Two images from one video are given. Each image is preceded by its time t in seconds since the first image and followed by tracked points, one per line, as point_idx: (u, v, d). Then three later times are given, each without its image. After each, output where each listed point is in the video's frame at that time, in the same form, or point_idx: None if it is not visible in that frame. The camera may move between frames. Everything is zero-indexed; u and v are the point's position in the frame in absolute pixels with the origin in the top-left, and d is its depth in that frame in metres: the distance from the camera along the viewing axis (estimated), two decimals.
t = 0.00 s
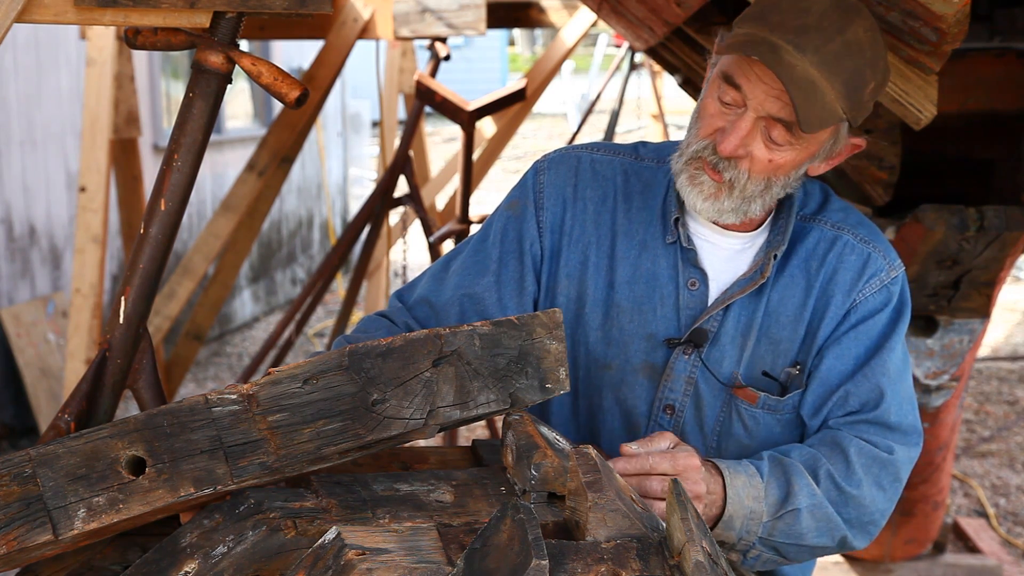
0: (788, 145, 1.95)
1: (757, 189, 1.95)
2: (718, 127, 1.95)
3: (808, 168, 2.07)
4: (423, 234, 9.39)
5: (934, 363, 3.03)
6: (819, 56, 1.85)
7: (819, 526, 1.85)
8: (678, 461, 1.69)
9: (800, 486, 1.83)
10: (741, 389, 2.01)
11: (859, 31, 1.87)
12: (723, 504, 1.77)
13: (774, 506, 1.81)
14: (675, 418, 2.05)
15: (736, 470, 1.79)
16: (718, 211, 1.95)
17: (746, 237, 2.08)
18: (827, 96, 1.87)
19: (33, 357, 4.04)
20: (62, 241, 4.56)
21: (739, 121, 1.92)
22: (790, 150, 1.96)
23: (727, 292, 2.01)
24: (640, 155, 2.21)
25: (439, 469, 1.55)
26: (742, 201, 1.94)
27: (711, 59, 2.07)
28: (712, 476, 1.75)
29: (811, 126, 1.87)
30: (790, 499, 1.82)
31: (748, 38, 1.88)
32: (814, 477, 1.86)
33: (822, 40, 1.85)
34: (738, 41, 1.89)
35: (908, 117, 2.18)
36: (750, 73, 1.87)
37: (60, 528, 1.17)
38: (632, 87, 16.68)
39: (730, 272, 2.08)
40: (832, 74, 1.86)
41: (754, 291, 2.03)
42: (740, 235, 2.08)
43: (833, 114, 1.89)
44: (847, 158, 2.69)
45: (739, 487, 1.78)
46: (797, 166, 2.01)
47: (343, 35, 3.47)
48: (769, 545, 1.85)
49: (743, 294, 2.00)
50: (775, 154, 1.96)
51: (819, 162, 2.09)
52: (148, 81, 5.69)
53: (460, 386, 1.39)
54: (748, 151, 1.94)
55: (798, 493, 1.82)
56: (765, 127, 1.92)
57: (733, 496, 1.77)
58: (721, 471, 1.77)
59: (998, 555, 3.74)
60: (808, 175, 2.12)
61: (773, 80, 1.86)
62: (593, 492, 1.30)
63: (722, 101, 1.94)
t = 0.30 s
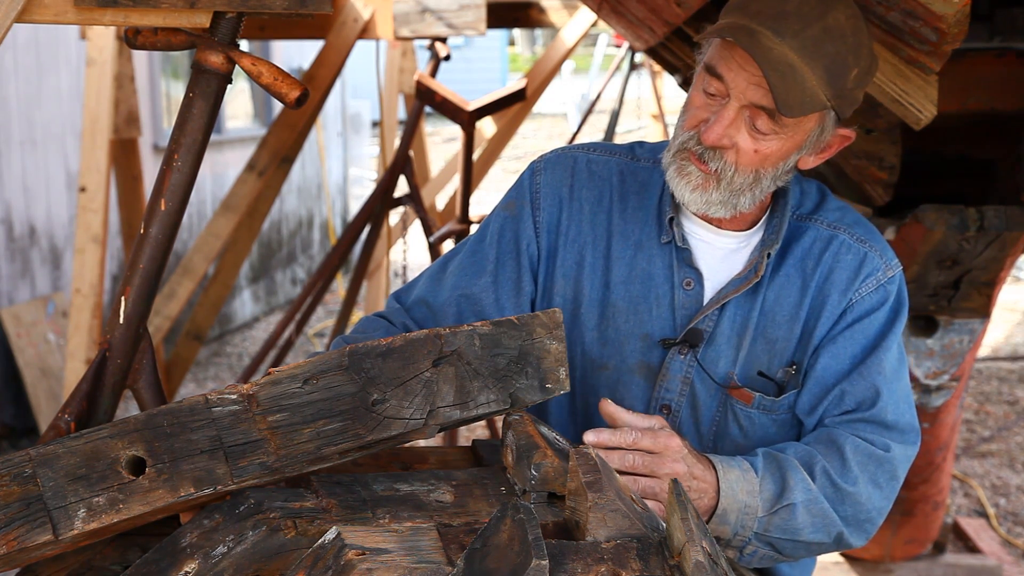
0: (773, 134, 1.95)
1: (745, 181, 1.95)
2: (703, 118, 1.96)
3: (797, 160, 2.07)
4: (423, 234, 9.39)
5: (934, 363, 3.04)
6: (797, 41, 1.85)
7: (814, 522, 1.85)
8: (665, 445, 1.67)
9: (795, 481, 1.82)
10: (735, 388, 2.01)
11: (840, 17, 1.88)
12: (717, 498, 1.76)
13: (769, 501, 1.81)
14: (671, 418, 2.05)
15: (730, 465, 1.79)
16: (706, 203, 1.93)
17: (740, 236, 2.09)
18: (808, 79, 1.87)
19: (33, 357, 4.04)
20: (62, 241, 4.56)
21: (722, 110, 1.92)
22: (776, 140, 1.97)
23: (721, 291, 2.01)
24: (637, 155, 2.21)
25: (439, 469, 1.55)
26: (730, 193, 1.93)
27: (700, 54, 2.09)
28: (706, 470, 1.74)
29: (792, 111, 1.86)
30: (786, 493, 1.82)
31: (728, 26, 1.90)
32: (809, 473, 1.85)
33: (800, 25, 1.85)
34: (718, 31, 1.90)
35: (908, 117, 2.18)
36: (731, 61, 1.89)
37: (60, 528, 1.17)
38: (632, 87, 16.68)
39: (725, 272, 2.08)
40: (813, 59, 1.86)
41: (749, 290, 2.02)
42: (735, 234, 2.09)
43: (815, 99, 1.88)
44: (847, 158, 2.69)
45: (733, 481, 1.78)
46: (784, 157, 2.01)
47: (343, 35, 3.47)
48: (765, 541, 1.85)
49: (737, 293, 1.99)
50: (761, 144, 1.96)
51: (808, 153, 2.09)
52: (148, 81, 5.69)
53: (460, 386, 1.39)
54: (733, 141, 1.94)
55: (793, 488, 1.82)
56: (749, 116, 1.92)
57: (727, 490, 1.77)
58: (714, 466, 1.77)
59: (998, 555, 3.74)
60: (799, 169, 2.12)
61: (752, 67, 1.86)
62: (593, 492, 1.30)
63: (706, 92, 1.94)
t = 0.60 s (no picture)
0: (792, 147, 1.96)
1: (762, 191, 1.96)
2: (720, 129, 1.95)
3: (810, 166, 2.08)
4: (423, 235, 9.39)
5: (935, 363, 3.04)
6: (821, 58, 1.84)
7: (790, 504, 1.84)
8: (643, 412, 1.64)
9: (770, 461, 1.82)
10: (728, 385, 2.01)
11: (858, 29, 1.86)
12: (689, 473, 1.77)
13: (743, 480, 1.81)
14: (670, 417, 2.05)
15: (704, 441, 1.80)
16: (722, 215, 1.96)
17: (740, 236, 2.09)
18: (830, 98, 1.87)
19: (33, 357, 4.04)
20: (62, 241, 4.56)
21: (741, 125, 1.91)
22: (794, 151, 1.97)
23: (720, 291, 2.01)
24: (637, 155, 2.21)
25: (439, 469, 1.55)
26: (747, 204, 1.95)
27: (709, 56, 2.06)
28: (678, 443, 1.74)
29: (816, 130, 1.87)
30: (761, 472, 1.81)
31: (749, 41, 1.86)
32: (787, 458, 1.85)
33: (824, 41, 1.83)
34: (738, 46, 1.87)
35: (908, 117, 2.18)
36: (752, 78, 1.87)
37: (60, 528, 1.17)
38: (631, 87, 16.68)
39: (725, 272, 2.08)
40: (835, 74, 1.85)
41: (748, 289, 2.02)
42: (736, 233, 2.08)
43: (835, 116, 1.89)
44: (847, 159, 2.69)
45: (705, 456, 1.78)
46: (800, 165, 2.01)
47: (343, 35, 3.47)
48: (738, 520, 1.85)
49: (737, 292, 1.99)
50: (780, 156, 1.96)
51: (821, 160, 2.09)
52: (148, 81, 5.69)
53: (460, 386, 1.39)
54: (752, 154, 1.94)
55: (768, 469, 1.82)
56: (768, 130, 1.92)
57: (699, 464, 1.77)
58: (687, 442, 1.77)
59: (998, 554, 3.74)
60: (809, 172, 2.12)
61: (775, 86, 1.85)
62: (593, 492, 1.30)
63: (723, 105, 1.93)
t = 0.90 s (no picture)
0: (786, 145, 1.96)
1: (757, 190, 1.96)
2: (715, 130, 1.96)
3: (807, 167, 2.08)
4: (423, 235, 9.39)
5: (934, 363, 3.04)
6: (812, 55, 1.84)
7: (782, 514, 1.84)
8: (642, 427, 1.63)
9: (761, 473, 1.82)
10: (726, 385, 2.00)
11: (850, 27, 1.86)
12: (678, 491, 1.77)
13: (734, 494, 1.81)
14: (669, 417, 2.05)
15: (692, 458, 1.79)
16: (718, 212, 1.96)
17: (741, 236, 2.09)
18: (822, 94, 1.86)
19: (33, 357, 4.04)
20: (62, 241, 4.56)
21: (735, 123, 1.92)
22: (788, 150, 1.97)
23: (720, 290, 2.01)
24: (638, 156, 2.21)
25: (439, 469, 1.55)
26: (742, 201, 1.95)
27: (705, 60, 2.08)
28: (667, 462, 1.74)
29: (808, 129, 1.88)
30: (752, 485, 1.81)
31: (739, 40, 1.88)
32: (777, 468, 1.85)
33: (814, 38, 1.84)
34: (728, 44, 1.89)
35: (908, 117, 2.18)
36: (744, 75, 1.88)
37: (60, 528, 1.17)
38: (631, 87, 16.68)
39: (725, 272, 2.09)
40: (826, 73, 1.85)
41: (748, 289, 2.02)
42: (737, 233, 2.09)
43: (828, 112, 1.88)
44: (847, 159, 2.69)
45: (695, 473, 1.78)
46: (796, 165, 2.01)
47: (343, 35, 3.47)
48: (733, 533, 1.86)
49: (736, 292, 1.99)
50: (774, 155, 1.96)
51: (818, 159, 2.09)
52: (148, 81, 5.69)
53: (461, 386, 1.39)
54: (747, 152, 1.94)
55: (759, 481, 1.81)
56: (761, 129, 1.93)
57: (689, 482, 1.77)
58: (674, 459, 1.77)
59: (998, 554, 3.74)
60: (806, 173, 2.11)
61: (766, 81, 1.85)
62: (593, 491, 1.30)
63: (717, 104, 1.94)
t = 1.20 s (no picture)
0: (809, 159, 1.95)
1: (776, 203, 1.97)
2: (735, 142, 1.94)
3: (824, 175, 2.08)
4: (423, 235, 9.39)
5: (934, 363, 3.04)
6: (842, 72, 1.83)
7: (782, 514, 1.84)
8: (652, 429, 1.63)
9: (760, 473, 1.82)
10: (726, 384, 2.00)
11: (875, 41, 1.86)
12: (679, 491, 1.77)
13: (734, 494, 1.81)
14: (669, 417, 2.05)
15: (692, 457, 1.79)
16: (734, 224, 1.99)
17: (743, 237, 2.08)
18: (851, 111, 1.86)
19: (33, 357, 4.04)
20: (62, 241, 4.56)
21: (758, 139, 1.91)
22: (810, 162, 1.96)
23: (722, 291, 2.00)
24: (640, 155, 2.21)
25: (439, 469, 1.55)
26: (760, 214, 1.97)
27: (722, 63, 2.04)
28: (668, 462, 1.73)
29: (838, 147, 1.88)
30: (751, 485, 1.81)
31: (768, 57, 1.85)
32: (776, 468, 1.85)
33: (842, 55, 1.83)
34: (759, 60, 1.85)
35: (908, 117, 2.18)
36: (771, 92, 1.86)
37: (60, 528, 1.17)
38: (631, 87, 16.68)
39: (727, 272, 2.09)
40: (856, 90, 1.85)
41: (749, 289, 2.02)
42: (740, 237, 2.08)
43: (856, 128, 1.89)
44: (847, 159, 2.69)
45: (695, 472, 1.77)
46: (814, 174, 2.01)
47: (343, 35, 3.47)
48: (732, 533, 1.86)
49: (737, 293, 1.99)
50: (796, 168, 1.95)
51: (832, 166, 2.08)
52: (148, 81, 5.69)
53: (461, 386, 1.39)
54: (769, 167, 1.93)
55: (759, 481, 1.81)
56: (785, 144, 1.91)
57: (689, 482, 1.77)
58: (675, 459, 1.76)
59: (998, 554, 3.74)
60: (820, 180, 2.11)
61: (795, 99, 1.84)
62: (593, 491, 1.30)
63: (739, 117, 1.92)
